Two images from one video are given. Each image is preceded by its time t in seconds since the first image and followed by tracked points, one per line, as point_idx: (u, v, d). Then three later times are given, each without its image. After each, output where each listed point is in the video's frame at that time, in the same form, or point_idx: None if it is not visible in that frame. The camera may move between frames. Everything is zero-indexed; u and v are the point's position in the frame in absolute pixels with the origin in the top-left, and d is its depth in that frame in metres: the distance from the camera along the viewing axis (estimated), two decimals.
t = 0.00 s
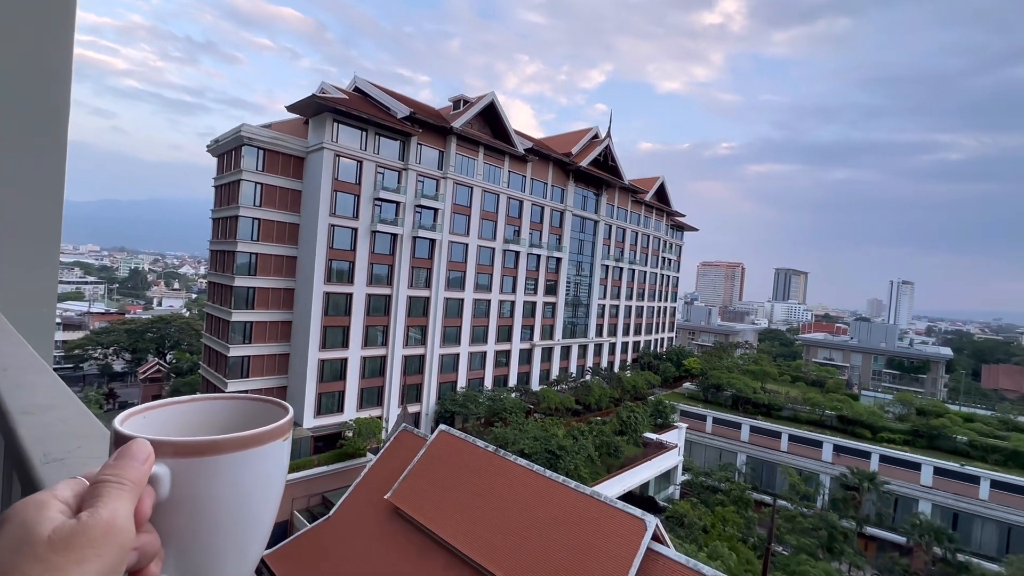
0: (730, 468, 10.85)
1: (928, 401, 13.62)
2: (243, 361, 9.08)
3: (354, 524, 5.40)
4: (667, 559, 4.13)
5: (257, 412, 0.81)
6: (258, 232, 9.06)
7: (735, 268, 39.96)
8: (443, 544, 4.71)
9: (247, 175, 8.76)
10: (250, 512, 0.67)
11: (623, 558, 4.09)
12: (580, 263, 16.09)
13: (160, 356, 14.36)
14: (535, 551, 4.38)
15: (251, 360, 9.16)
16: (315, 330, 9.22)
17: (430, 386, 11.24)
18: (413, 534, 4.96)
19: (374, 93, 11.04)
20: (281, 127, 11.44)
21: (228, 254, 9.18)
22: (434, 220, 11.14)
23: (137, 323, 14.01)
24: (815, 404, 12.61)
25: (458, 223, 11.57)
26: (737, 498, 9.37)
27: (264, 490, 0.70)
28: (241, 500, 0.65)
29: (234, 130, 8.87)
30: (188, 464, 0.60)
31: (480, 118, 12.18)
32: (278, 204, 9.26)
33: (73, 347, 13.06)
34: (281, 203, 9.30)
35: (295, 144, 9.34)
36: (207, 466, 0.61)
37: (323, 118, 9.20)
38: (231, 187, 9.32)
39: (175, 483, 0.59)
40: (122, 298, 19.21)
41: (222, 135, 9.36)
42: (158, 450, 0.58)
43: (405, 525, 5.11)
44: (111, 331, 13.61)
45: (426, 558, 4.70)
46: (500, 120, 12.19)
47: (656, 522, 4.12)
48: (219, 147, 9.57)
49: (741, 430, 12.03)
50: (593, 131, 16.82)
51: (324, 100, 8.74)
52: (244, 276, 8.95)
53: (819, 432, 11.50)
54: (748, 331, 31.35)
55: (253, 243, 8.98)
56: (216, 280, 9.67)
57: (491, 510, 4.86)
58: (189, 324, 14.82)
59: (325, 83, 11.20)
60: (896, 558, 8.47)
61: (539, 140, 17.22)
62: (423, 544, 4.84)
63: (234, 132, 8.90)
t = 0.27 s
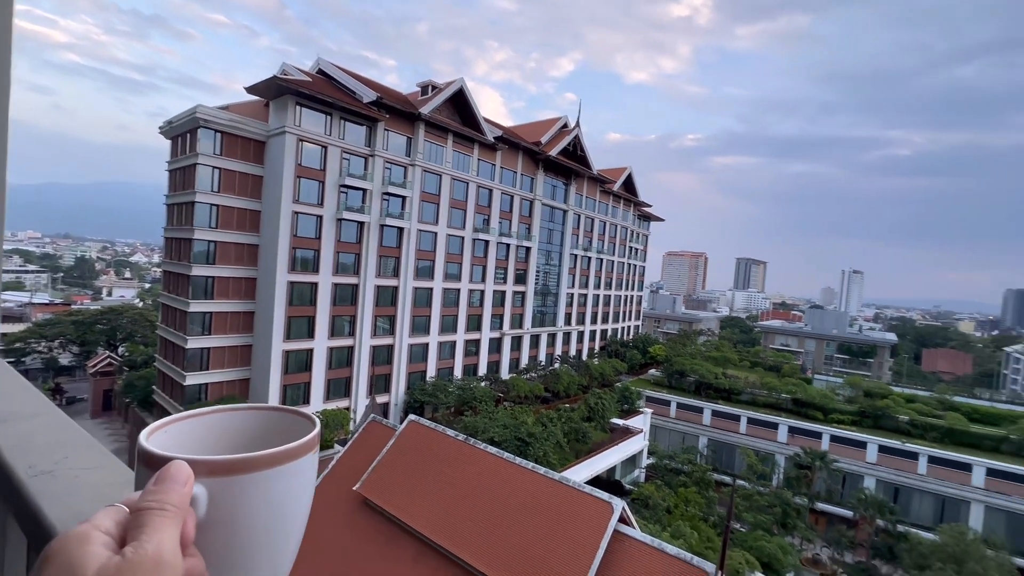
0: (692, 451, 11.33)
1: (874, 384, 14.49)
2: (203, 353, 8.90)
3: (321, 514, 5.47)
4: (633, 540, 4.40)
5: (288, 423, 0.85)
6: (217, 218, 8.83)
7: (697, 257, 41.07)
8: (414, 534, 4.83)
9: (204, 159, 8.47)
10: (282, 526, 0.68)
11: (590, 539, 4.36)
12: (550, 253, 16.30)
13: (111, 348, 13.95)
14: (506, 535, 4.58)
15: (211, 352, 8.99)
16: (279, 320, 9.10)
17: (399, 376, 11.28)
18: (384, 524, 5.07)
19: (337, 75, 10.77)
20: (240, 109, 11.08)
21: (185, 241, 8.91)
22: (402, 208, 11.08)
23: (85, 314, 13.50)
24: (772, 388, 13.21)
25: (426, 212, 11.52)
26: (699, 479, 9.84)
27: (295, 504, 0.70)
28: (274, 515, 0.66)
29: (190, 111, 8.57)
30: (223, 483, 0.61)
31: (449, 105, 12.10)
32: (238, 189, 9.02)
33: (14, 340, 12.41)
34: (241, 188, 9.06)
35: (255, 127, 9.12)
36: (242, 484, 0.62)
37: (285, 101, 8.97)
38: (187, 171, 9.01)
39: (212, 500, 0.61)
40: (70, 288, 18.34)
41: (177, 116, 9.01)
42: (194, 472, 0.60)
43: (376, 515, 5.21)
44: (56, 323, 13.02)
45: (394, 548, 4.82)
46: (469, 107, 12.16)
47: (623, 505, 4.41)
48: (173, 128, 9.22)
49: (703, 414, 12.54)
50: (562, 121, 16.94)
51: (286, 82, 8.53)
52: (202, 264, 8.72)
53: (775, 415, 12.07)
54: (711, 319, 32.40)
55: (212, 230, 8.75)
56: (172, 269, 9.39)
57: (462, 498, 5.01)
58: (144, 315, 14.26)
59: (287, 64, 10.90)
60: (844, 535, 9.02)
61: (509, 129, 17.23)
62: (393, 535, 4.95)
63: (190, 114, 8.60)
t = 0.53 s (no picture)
0: (649, 432, 11.83)
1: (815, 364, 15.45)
2: (146, 346, 8.60)
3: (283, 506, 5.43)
4: (593, 519, 4.59)
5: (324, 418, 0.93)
6: (159, 203, 8.46)
7: (654, 246, 42.24)
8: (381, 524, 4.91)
9: (143, 139, 8.09)
10: (323, 524, 0.76)
11: (553, 520, 4.58)
12: (511, 241, 16.42)
13: (41, 343, 13.27)
14: (473, 522, 4.75)
15: (155, 344, 8.71)
16: (231, 311, 8.85)
17: (359, 366, 11.25)
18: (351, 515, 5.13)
19: (288, 53, 10.41)
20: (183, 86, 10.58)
21: (125, 227, 8.52)
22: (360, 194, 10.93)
23: (11, 306, 12.89)
24: (723, 370, 13.88)
25: (386, 198, 11.39)
26: (655, 459, 10.32)
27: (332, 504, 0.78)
28: (315, 515, 0.74)
29: (126, 87, 8.15)
30: (266, 487, 0.68)
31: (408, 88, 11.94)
32: (182, 172, 8.68)
33: None
34: (184, 170, 8.72)
35: (199, 106, 8.75)
36: (284, 487, 0.70)
37: (232, 79, 8.62)
38: (124, 151, 8.57)
39: (259, 500, 0.68)
40: None
41: (111, 93, 8.55)
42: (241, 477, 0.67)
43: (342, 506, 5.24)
44: None
45: (360, 539, 4.89)
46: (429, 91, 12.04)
47: (584, 487, 4.66)
48: (107, 104, 8.76)
49: (659, 397, 13.06)
50: (523, 108, 16.99)
51: (233, 58, 8.20)
52: (143, 252, 8.37)
53: (726, 396, 12.70)
54: (667, 305, 33.48)
55: (154, 216, 8.38)
56: (110, 257, 8.98)
57: (428, 487, 5.12)
58: (77, 306, 13.68)
59: (233, 39, 10.45)
60: (788, 506, 9.59)
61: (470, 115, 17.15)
62: (360, 526, 5.02)
63: (126, 90, 8.18)
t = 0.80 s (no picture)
0: (606, 415, 12.27)
1: (760, 346, 16.34)
2: (79, 341, 8.21)
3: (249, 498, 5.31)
4: (554, 501, 4.76)
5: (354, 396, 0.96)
6: (90, 188, 8.05)
7: (610, 234, 43.18)
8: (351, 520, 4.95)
9: (69, 118, 7.62)
10: (349, 506, 0.75)
11: (517, 507, 4.72)
12: (470, 228, 16.44)
13: None
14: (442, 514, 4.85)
15: (90, 339, 8.34)
16: (173, 303, 8.49)
17: (315, 357, 11.09)
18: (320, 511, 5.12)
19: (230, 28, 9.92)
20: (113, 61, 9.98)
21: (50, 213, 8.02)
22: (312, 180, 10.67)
23: None
24: (676, 354, 14.46)
25: (340, 184, 11.15)
26: (612, 441, 10.73)
27: (360, 486, 0.77)
28: (341, 496, 0.74)
29: (46, 59, 7.62)
30: (288, 466, 0.68)
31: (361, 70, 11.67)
32: (113, 153, 8.26)
33: None
34: (117, 152, 8.29)
35: (130, 82, 8.25)
36: (309, 467, 0.70)
37: (169, 55, 8.17)
38: (46, 130, 8.03)
39: (283, 479, 0.68)
40: None
41: (29, 66, 7.96)
42: (261, 453, 0.68)
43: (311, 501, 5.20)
44: None
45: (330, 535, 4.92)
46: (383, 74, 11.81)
47: (544, 470, 4.81)
48: (24, 78, 8.19)
49: (616, 380, 13.52)
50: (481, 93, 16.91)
51: (169, 32, 7.71)
52: (73, 240, 7.96)
53: (678, 377, 13.28)
54: (623, 292, 34.38)
55: (84, 201, 7.98)
56: (35, 246, 8.46)
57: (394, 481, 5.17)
58: None
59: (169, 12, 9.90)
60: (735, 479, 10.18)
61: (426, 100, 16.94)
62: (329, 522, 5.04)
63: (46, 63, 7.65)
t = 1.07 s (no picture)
0: (565, 402, 12.58)
1: (710, 330, 17.10)
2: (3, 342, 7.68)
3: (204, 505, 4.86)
4: (515, 488, 4.86)
5: (382, 377, 0.97)
6: (7, 174, 7.41)
7: (566, 224, 43.84)
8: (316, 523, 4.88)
9: None
10: (382, 491, 0.75)
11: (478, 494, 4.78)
12: (427, 218, 16.31)
13: None
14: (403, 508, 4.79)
15: (14, 340, 7.78)
16: (107, 298, 7.94)
17: (266, 352, 10.76)
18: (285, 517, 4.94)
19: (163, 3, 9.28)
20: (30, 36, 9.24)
21: None
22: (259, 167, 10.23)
23: None
24: (632, 340, 14.93)
25: (289, 172, 10.80)
26: (571, 426, 11.05)
27: (392, 473, 0.76)
28: (372, 483, 0.72)
29: None
30: (316, 453, 0.67)
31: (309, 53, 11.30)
32: (33, 138, 7.68)
33: None
34: (36, 136, 7.72)
35: (48, 58, 7.65)
36: (338, 454, 0.68)
37: (94, 30, 7.55)
38: None
39: (312, 467, 0.67)
40: None
41: None
42: (287, 438, 0.66)
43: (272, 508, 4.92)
44: None
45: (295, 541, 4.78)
46: (333, 57, 11.47)
47: (505, 457, 4.90)
48: None
49: (574, 367, 13.87)
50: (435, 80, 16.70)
51: (92, 4, 7.13)
52: None
53: (634, 362, 13.75)
54: (580, 281, 35.04)
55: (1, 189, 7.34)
56: None
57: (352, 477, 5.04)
58: None
59: None
60: (688, 459, 10.65)
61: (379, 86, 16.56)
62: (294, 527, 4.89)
63: None
